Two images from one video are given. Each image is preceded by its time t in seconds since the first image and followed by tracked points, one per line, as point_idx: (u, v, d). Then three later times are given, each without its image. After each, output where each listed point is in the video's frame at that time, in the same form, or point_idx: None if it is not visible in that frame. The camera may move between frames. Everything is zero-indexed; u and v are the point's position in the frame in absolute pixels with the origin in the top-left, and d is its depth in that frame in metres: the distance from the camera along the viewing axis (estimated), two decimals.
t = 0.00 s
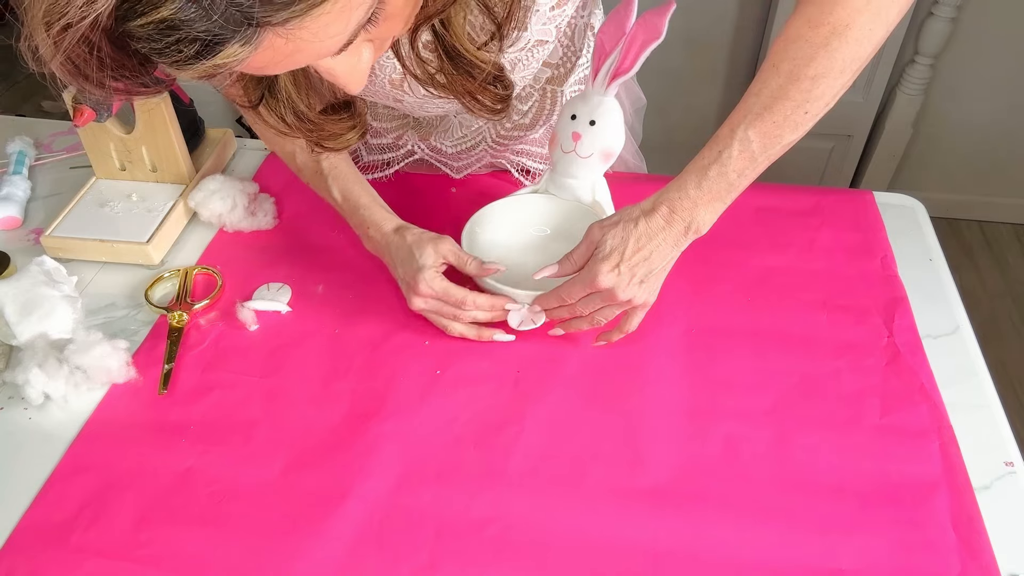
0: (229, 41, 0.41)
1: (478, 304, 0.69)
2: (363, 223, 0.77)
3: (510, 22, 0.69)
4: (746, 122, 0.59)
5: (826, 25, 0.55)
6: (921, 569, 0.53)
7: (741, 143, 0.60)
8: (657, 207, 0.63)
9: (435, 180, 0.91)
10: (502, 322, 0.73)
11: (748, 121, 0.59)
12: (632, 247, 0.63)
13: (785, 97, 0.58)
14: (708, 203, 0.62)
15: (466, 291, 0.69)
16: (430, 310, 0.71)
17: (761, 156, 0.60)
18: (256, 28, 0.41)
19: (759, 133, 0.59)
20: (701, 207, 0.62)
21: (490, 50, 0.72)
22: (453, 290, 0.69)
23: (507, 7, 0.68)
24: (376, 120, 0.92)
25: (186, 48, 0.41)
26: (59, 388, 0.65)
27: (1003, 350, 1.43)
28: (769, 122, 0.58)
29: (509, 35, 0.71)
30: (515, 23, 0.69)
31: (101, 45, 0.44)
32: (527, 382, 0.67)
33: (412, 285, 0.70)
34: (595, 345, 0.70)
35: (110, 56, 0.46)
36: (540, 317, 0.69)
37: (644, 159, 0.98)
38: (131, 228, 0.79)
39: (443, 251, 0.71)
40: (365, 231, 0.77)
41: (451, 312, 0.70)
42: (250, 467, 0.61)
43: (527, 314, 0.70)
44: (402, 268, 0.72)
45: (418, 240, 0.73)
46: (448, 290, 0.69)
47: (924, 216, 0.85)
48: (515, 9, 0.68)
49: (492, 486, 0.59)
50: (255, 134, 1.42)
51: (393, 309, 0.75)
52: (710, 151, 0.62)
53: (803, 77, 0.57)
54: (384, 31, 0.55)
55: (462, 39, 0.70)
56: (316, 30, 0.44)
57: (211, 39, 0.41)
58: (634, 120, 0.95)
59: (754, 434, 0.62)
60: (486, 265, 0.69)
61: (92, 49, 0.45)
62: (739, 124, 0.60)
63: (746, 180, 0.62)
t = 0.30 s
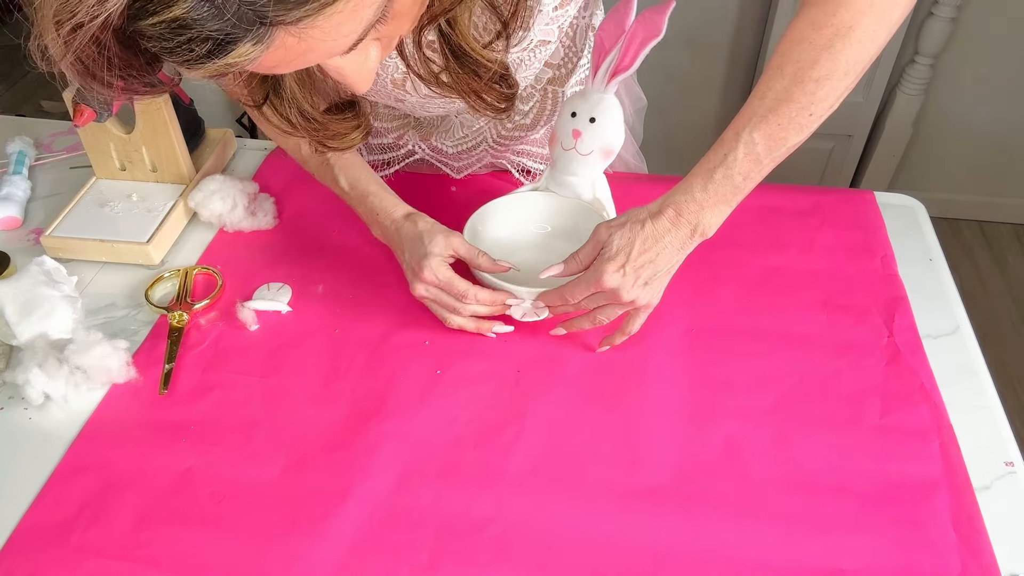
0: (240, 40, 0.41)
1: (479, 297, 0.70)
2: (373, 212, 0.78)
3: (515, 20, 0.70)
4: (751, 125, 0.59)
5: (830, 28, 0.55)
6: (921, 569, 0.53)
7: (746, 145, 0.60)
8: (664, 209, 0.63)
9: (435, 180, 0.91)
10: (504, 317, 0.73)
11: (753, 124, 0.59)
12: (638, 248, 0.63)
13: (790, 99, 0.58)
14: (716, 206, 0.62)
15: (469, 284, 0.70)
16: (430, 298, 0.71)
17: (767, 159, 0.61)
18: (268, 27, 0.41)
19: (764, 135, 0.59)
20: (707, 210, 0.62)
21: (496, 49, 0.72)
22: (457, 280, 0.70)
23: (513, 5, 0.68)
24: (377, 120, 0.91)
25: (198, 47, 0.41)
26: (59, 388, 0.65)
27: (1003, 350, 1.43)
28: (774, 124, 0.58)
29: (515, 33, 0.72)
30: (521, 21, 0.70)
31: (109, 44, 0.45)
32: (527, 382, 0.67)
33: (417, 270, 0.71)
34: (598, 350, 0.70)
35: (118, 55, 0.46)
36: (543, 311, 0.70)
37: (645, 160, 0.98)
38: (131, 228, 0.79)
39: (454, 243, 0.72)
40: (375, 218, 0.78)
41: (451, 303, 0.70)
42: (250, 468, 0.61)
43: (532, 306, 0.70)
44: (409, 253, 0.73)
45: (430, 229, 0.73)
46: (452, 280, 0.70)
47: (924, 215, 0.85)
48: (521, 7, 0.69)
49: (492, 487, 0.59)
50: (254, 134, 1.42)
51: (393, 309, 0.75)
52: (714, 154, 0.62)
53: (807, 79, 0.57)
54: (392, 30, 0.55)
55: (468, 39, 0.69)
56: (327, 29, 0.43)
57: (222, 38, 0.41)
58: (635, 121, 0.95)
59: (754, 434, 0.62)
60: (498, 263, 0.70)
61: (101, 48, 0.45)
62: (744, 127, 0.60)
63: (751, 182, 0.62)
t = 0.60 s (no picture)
0: (249, 39, 0.41)
1: (468, 300, 0.69)
2: (381, 202, 0.79)
3: (520, 19, 0.70)
4: (742, 116, 0.59)
5: (825, 28, 0.55)
6: (921, 569, 0.53)
7: (735, 136, 0.60)
8: (655, 196, 0.63)
9: (435, 180, 0.91)
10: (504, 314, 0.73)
11: (744, 115, 0.59)
12: (632, 230, 0.63)
13: (782, 94, 0.58)
14: (706, 194, 0.62)
15: (462, 286, 0.69)
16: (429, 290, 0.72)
17: (756, 153, 0.60)
18: (278, 27, 0.41)
19: (753, 128, 0.59)
20: (696, 197, 0.62)
21: (500, 47, 0.72)
22: (450, 280, 0.70)
23: (518, 4, 0.68)
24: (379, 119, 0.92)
25: (207, 46, 0.41)
26: (59, 388, 0.65)
27: (1003, 351, 1.43)
28: (764, 118, 0.59)
29: (520, 32, 0.72)
30: (525, 20, 0.70)
31: (117, 42, 0.45)
32: (527, 382, 0.67)
33: (418, 262, 0.71)
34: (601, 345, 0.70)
35: (125, 52, 0.46)
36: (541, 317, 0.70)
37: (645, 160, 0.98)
38: (131, 228, 0.79)
39: (457, 241, 0.72)
40: (384, 209, 0.78)
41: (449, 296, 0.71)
42: (250, 468, 0.61)
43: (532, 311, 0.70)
44: (412, 245, 0.73)
45: (437, 224, 0.74)
46: (446, 278, 0.70)
47: (924, 215, 0.85)
48: (527, 5, 0.68)
49: (492, 487, 0.59)
50: (254, 134, 1.42)
51: (393, 309, 0.75)
52: (705, 145, 0.62)
53: (801, 76, 0.57)
54: (398, 28, 0.55)
55: (473, 36, 0.69)
56: (336, 28, 0.44)
57: (232, 37, 0.41)
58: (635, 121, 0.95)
59: (754, 434, 0.62)
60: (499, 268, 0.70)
61: (109, 46, 0.45)
62: (735, 118, 0.60)
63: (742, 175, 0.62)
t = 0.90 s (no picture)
0: (254, 34, 0.41)
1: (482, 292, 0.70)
2: (383, 201, 0.79)
3: (522, 16, 0.70)
4: (736, 114, 0.59)
5: (822, 29, 0.55)
6: (921, 569, 0.53)
7: (729, 134, 0.60)
8: (646, 193, 0.63)
9: (435, 181, 0.91)
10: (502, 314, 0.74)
11: (738, 113, 0.59)
12: (622, 230, 0.63)
13: (777, 94, 0.58)
14: (697, 192, 0.62)
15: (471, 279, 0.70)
16: (432, 289, 0.72)
17: (750, 151, 0.60)
18: (282, 22, 0.41)
19: (748, 126, 0.59)
20: (688, 193, 0.62)
21: (502, 45, 0.72)
22: (457, 275, 0.70)
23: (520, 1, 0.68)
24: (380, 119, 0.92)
25: (211, 42, 0.41)
26: (59, 388, 0.65)
27: (1003, 351, 1.43)
28: (759, 117, 0.59)
29: (522, 29, 0.72)
30: (527, 17, 0.70)
31: (121, 38, 0.45)
32: (527, 381, 0.67)
33: (421, 261, 0.71)
34: (601, 350, 0.70)
35: (128, 48, 0.46)
36: (541, 320, 0.70)
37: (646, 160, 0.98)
38: (131, 228, 0.79)
39: (459, 240, 0.72)
40: (386, 207, 0.79)
41: (451, 296, 0.71)
42: (250, 468, 0.61)
43: (531, 317, 0.70)
44: (414, 244, 0.74)
45: (438, 223, 0.74)
46: (453, 275, 0.70)
47: (924, 215, 0.85)
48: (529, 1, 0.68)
49: (493, 486, 0.59)
50: (254, 134, 1.42)
51: (392, 309, 0.75)
52: (699, 141, 0.62)
53: (796, 77, 0.57)
54: (400, 25, 0.55)
55: (475, 32, 0.69)
56: (339, 23, 0.43)
57: (236, 32, 0.41)
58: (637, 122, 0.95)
59: (754, 434, 0.62)
60: (500, 269, 0.70)
61: (112, 41, 0.45)
62: (729, 116, 0.60)
63: (735, 173, 0.62)
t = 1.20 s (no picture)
0: (253, 36, 0.41)
1: (480, 296, 0.69)
2: (383, 202, 0.79)
3: (521, 17, 0.69)
4: (740, 117, 0.59)
5: (824, 30, 0.55)
6: (921, 569, 0.53)
7: (734, 137, 0.60)
8: (651, 197, 0.63)
9: (435, 180, 0.91)
10: (502, 312, 0.73)
11: (742, 116, 0.59)
12: (629, 234, 0.62)
13: (780, 95, 0.58)
14: (704, 195, 0.62)
15: (471, 282, 0.69)
16: (433, 292, 0.71)
17: (754, 152, 0.61)
18: (281, 24, 0.41)
19: (751, 128, 0.59)
20: (693, 196, 0.62)
21: (502, 45, 0.72)
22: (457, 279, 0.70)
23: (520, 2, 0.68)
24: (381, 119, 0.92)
25: (211, 43, 0.41)
26: (59, 388, 0.65)
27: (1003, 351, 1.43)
28: (763, 119, 0.59)
29: (521, 29, 0.72)
30: (526, 18, 0.70)
31: (120, 40, 0.45)
32: (527, 381, 0.67)
33: (421, 263, 0.71)
34: (607, 353, 0.69)
35: (128, 50, 0.46)
36: (543, 313, 0.69)
37: (646, 160, 0.98)
38: (131, 228, 0.79)
39: (459, 242, 0.72)
40: (386, 209, 0.79)
41: (451, 299, 0.70)
42: (250, 468, 0.61)
43: (533, 311, 0.69)
44: (415, 246, 0.73)
45: (439, 225, 0.74)
46: (453, 277, 0.70)
47: (924, 215, 0.85)
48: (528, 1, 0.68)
49: (493, 486, 0.59)
50: (255, 134, 1.42)
51: (393, 309, 0.75)
52: (703, 144, 0.62)
53: (800, 76, 0.57)
54: (400, 25, 0.54)
55: (474, 33, 0.69)
56: (338, 25, 0.43)
57: (235, 34, 0.41)
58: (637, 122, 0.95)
59: (754, 434, 0.62)
60: (500, 271, 0.70)
61: (111, 43, 0.45)
62: (732, 119, 0.60)
63: (740, 174, 0.62)
